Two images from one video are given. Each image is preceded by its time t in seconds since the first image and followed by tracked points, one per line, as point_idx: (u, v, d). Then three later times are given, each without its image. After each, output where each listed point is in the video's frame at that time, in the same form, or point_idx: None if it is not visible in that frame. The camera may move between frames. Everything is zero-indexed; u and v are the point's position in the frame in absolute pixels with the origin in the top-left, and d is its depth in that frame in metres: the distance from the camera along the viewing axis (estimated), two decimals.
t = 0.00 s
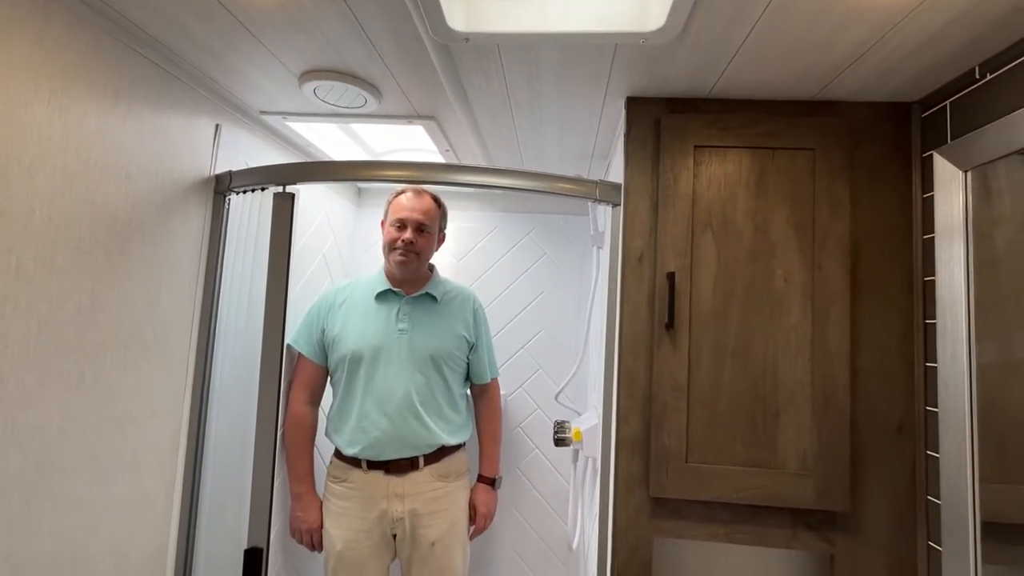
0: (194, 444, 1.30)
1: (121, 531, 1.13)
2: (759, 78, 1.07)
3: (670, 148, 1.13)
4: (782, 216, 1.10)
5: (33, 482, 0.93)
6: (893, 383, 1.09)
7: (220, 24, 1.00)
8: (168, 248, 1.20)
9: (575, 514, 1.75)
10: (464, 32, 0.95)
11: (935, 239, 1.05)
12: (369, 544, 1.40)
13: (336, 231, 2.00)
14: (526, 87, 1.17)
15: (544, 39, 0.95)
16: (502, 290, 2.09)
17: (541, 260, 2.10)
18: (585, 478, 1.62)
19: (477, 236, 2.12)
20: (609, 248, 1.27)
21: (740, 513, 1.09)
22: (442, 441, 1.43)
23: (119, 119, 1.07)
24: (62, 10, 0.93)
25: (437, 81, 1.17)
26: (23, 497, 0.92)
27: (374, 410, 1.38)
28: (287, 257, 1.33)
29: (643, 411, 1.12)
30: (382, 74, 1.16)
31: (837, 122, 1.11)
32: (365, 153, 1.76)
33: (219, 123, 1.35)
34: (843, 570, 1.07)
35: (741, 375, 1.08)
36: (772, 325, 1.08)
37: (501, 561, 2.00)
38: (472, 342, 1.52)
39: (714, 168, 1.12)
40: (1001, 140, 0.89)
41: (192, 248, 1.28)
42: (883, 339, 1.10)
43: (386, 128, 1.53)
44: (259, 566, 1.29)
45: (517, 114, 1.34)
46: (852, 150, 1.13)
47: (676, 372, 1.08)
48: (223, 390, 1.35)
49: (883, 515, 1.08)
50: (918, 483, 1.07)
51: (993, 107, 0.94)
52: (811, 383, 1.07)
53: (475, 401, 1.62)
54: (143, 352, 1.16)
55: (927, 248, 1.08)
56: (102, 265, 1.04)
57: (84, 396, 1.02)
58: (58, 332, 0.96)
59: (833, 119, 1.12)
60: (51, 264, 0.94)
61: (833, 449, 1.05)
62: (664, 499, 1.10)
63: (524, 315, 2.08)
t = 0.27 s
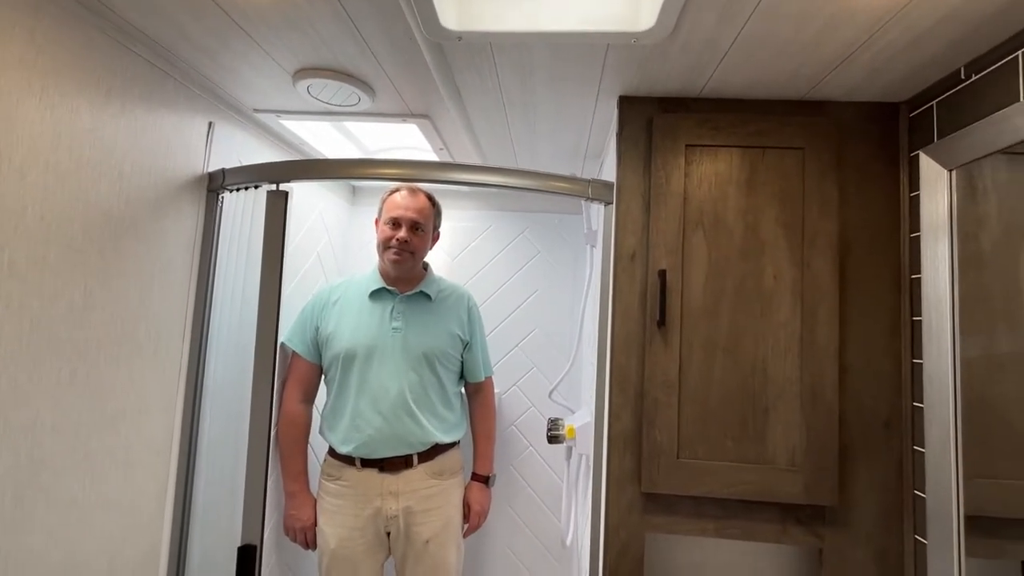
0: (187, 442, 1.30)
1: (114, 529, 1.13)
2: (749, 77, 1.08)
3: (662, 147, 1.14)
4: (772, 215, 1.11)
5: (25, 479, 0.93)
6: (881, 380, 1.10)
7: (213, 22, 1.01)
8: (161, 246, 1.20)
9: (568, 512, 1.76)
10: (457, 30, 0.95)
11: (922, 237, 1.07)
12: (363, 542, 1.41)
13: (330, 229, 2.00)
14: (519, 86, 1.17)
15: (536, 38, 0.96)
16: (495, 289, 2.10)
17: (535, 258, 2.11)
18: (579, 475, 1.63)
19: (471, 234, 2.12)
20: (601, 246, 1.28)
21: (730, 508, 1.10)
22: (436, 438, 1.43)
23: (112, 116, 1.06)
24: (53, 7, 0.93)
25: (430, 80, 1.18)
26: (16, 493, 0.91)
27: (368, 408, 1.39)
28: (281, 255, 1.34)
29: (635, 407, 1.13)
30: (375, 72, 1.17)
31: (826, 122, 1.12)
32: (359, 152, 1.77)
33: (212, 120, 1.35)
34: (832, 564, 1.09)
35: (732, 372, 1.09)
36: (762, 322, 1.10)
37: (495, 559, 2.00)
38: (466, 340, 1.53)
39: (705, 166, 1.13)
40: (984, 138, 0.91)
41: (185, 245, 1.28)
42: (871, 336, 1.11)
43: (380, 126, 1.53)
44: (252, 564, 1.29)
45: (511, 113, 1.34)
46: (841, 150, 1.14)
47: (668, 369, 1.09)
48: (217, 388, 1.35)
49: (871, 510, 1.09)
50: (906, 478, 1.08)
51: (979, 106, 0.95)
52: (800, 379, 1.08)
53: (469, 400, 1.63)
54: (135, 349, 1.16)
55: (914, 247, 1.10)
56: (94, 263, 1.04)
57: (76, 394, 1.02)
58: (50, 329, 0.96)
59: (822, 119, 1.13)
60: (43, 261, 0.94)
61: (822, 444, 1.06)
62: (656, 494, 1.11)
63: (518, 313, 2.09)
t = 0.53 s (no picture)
0: (177, 441, 1.29)
1: (103, 528, 1.12)
2: (738, 77, 1.09)
3: (652, 145, 1.15)
4: (761, 213, 1.12)
5: (11, 476, 0.92)
6: (869, 376, 1.11)
7: (204, 18, 1.00)
8: (150, 243, 1.20)
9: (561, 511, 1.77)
10: (448, 28, 0.96)
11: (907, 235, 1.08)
12: (355, 542, 1.40)
13: (322, 229, 2.00)
14: (511, 84, 1.18)
15: (527, 36, 0.97)
16: (488, 288, 2.10)
17: (528, 258, 2.11)
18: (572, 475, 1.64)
19: (464, 234, 2.12)
20: (592, 245, 1.29)
21: (721, 504, 1.11)
22: (429, 438, 1.43)
23: (101, 112, 1.06)
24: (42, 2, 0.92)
25: (422, 78, 1.18)
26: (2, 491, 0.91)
27: (360, 407, 1.38)
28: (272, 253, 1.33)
29: (626, 404, 1.14)
30: (367, 70, 1.17)
31: (814, 121, 1.13)
32: (352, 150, 1.76)
33: (202, 118, 1.35)
34: (821, 559, 1.10)
35: (722, 368, 1.10)
36: (751, 319, 1.10)
37: (487, 558, 2.00)
38: (459, 339, 1.53)
39: (695, 165, 1.14)
40: (968, 137, 0.92)
41: (175, 243, 1.28)
42: (859, 332, 1.12)
43: (372, 125, 1.53)
44: (242, 564, 1.29)
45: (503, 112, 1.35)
46: (829, 149, 1.16)
47: (658, 366, 1.10)
48: (206, 386, 1.34)
49: (859, 505, 1.10)
50: (893, 474, 1.09)
51: (963, 105, 0.96)
52: (790, 376, 1.09)
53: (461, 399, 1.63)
54: (124, 347, 1.15)
55: (901, 245, 1.11)
56: (82, 260, 1.03)
57: (64, 391, 1.01)
58: (36, 325, 0.95)
59: (811, 118, 1.14)
60: (30, 257, 0.93)
61: (811, 440, 1.07)
62: (646, 491, 1.11)
63: (511, 313, 2.09)
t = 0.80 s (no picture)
0: (161, 449, 1.28)
1: (85, 537, 1.10)
2: (724, 84, 1.11)
3: (640, 152, 1.16)
4: (747, 218, 1.14)
5: None
6: (854, 379, 1.13)
7: (192, 22, 1.00)
8: (136, 247, 1.19)
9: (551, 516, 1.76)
10: (437, 34, 0.96)
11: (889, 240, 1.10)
12: (343, 550, 1.39)
13: (311, 233, 1.99)
14: (500, 90, 1.19)
15: (516, 42, 0.97)
16: (478, 294, 2.10)
17: (518, 263, 2.11)
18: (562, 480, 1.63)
19: (454, 239, 2.12)
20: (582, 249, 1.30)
21: (709, 507, 1.11)
22: (418, 443, 1.42)
23: (86, 115, 1.05)
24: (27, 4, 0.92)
25: (411, 83, 1.18)
26: None
27: (348, 413, 1.37)
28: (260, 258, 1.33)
29: (615, 408, 1.14)
30: (356, 75, 1.17)
31: (798, 128, 1.15)
32: (342, 155, 1.76)
33: (190, 122, 1.34)
34: (809, 561, 1.10)
35: (709, 372, 1.11)
36: (738, 323, 1.11)
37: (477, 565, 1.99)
38: (449, 344, 1.52)
39: (681, 171, 1.15)
40: (947, 144, 0.94)
41: (162, 247, 1.27)
42: (844, 336, 1.14)
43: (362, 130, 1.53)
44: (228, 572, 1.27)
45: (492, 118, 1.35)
46: (813, 155, 1.18)
47: (647, 370, 1.11)
48: (191, 393, 1.33)
49: (845, 507, 1.11)
50: (879, 476, 1.11)
51: (941, 113, 0.98)
52: (776, 379, 1.10)
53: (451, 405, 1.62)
54: (108, 352, 1.13)
55: (883, 249, 1.13)
56: (65, 264, 1.02)
57: (45, 397, 1.00)
58: (18, 329, 0.94)
59: (795, 125, 1.16)
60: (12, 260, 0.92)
61: (797, 443, 1.08)
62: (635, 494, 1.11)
63: (501, 318, 2.09)
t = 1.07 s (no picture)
0: (141, 467, 1.25)
1: (60, 559, 1.07)
2: (706, 103, 1.13)
3: (625, 168, 1.18)
4: (731, 234, 1.15)
5: None
6: (836, 392, 1.14)
7: (178, 38, 1.00)
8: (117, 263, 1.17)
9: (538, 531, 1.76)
10: (424, 52, 0.97)
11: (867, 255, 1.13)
12: (327, 568, 1.37)
13: (297, 246, 1.98)
14: (487, 107, 1.20)
15: (502, 61, 0.99)
16: (466, 307, 2.10)
17: (505, 276, 2.12)
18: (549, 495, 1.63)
19: (441, 252, 2.13)
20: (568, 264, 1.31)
21: (695, 521, 1.12)
22: (404, 459, 1.41)
23: (69, 130, 1.04)
24: (11, 19, 0.91)
25: (399, 100, 1.19)
26: None
27: (333, 428, 1.36)
28: (245, 273, 1.32)
29: (601, 422, 1.14)
30: (344, 91, 1.17)
31: (779, 146, 1.18)
32: (329, 169, 1.76)
33: (176, 137, 1.33)
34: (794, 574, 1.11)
35: (694, 386, 1.12)
36: (723, 337, 1.13)
37: None
38: (435, 358, 1.52)
39: (666, 187, 1.17)
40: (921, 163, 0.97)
41: (145, 262, 1.25)
42: (825, 350, 1.16)
43: (349, 145, 1.53)
44: None
45: (479, 134, 1.36)
46: (794, 173, 1.20)
47: (633, 384, 1.11)
48: (173, 410, 1.31)
49: (829, 520, 1.12)
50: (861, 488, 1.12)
51: (916, 133, 1.01)
52: (760, 393, 1.11)
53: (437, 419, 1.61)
54: (88, 369, 1.12)
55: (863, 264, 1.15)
56: (44, 280, 1.00)
57: (22, 416, 0.98)
58: None
59: (776, 143, 1.19)
60: None
61: (782, 456, 1.09)
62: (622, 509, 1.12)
63: (488, 331, 2.09)
